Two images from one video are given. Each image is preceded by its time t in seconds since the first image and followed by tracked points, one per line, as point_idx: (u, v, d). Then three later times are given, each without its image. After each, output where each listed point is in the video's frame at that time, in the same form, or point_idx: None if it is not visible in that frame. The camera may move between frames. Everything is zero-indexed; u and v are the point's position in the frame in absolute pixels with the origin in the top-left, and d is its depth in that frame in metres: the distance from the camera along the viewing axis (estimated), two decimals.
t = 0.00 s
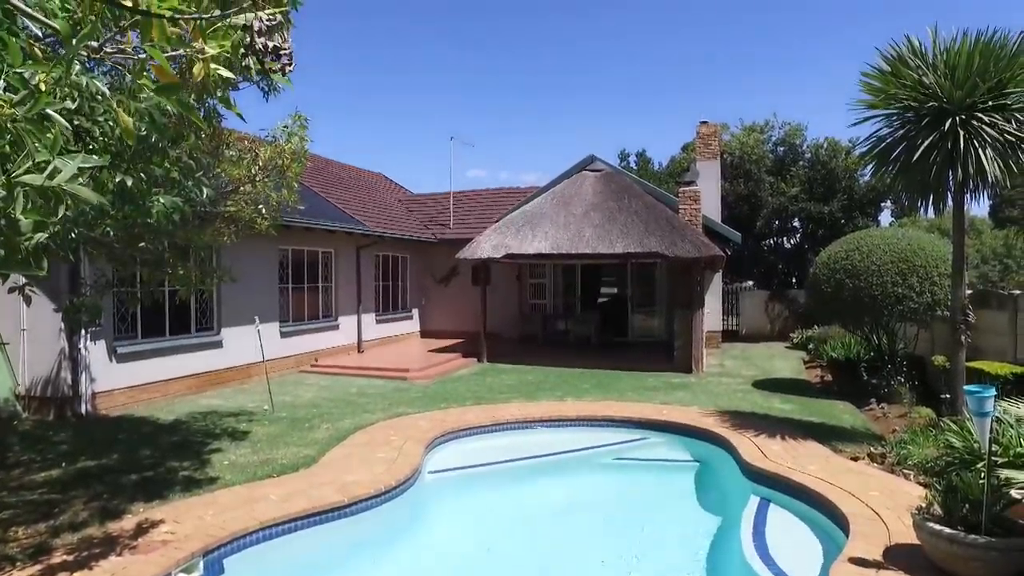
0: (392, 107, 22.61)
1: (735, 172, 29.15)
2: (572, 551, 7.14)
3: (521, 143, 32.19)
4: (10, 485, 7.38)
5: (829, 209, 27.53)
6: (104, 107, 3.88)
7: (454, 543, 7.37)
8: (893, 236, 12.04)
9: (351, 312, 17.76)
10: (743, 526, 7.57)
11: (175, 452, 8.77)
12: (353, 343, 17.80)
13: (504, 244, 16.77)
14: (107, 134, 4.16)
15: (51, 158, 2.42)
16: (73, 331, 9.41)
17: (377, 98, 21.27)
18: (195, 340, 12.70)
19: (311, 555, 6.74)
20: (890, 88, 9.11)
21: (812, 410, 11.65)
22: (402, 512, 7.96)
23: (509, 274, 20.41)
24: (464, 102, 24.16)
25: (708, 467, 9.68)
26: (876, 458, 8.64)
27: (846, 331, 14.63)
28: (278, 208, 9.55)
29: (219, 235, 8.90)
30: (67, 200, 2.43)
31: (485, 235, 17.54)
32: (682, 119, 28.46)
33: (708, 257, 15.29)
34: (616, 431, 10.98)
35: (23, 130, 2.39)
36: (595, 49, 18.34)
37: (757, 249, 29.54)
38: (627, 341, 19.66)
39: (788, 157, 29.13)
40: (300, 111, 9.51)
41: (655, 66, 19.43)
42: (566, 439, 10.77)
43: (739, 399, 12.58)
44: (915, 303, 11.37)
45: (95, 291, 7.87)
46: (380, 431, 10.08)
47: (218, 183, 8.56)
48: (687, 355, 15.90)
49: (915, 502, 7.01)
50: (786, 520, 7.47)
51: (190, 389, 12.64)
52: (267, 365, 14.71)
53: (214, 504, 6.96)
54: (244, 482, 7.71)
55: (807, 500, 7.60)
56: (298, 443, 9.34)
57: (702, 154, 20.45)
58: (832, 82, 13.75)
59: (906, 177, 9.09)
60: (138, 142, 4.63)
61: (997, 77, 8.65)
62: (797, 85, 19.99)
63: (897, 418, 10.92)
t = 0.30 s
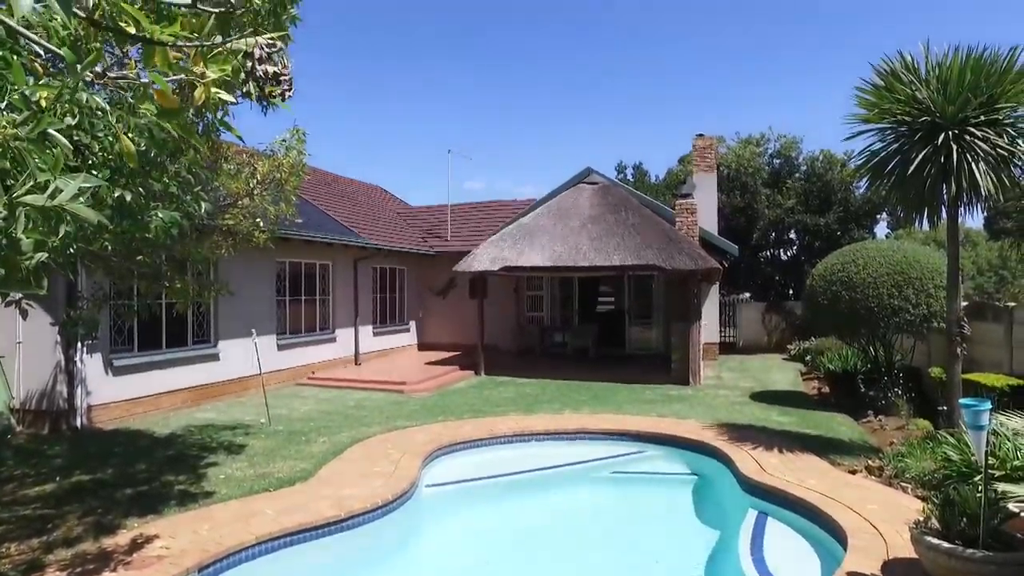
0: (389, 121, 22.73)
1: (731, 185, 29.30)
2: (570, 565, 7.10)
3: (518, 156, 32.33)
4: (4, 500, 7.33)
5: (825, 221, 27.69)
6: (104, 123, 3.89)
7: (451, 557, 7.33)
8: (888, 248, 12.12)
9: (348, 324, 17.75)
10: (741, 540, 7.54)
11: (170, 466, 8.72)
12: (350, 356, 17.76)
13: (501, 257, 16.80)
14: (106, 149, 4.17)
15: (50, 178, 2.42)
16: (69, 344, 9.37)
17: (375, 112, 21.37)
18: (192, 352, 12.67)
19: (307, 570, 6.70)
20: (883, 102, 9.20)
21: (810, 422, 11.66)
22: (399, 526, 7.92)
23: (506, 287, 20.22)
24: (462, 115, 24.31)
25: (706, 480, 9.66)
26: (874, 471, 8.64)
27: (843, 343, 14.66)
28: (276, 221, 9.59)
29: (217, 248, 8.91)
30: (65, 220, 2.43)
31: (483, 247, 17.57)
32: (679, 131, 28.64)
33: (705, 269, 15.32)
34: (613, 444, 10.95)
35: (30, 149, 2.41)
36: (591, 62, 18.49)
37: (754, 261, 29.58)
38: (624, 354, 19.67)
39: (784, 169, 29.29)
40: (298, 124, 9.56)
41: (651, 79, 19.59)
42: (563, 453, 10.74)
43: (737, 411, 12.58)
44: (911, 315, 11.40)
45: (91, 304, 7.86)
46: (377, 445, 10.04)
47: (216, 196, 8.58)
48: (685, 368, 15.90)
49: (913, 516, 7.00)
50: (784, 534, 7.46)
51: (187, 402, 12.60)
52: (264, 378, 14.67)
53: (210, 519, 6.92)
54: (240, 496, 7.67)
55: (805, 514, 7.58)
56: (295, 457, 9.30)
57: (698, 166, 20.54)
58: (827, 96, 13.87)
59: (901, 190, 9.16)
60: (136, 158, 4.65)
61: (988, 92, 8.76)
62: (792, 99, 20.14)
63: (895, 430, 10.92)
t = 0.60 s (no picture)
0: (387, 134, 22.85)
1: (727, 198, 29.49)
2: None
3: (515, 169, 32.47)
4: None
5: (822, 233, 27.82)
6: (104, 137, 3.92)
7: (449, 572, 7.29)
8: (885, 260, 12.21)
9: (345, 336, 17.74)
10: (739, 554, 7.52)
11: (166, 480, 8.68)
12: (347, 368, 17.73)
13: (498, 269, 16.83)
14: (105, 165, 4.17)
15: (52, 197, 2.43)
16: (65, 357, 9.34)
17: (373, 125, 21.48)
18: (188, 364, 12.64)
19: None
20: (877, 116, 9.28)
21: (807, 435, 11.66)
22: (396, 541, 7.87)
23: (504, 299, 20.32)
24: (459, 128, 24.46)
25: (704, 492, 9.64)
26: (871, 484, 8.63)
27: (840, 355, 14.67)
28: (274, 233, 9.64)
29: (214, 261, 8.93)
30: (67, 237, 2.44)
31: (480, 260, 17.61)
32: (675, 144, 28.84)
33: (702, 281, 15.36)
34: (611, 457, 10.93)
35: (31, 166, 2.44)
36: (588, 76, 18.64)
37: (751, 272, 29.64)
38: (622, 366, 19.66)
39: (780, 182, 29.42)
40: (296, 138, 9.62)
41: (647, 92, 19.74)
42: (560, 466, 10.71)
43: (735, 424, 12.57)
44: (908, 327, 11.44)
45: (88, 318, 7.85)
46: (374, 458, 10.01)
47: (215, 209, 8.63)
48: (682, 380, 15.91)
49: (911, 529, 6.99)
50: (782, 547, 7.44)
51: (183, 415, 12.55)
52: (261, 390, 14.63)
53: (205, 533, 6.89)
54: (236, 510, 7.64)
55: (804, 527, 7.56)
56: (291, 470, 9.26)
57: (695, 179, 20.63)
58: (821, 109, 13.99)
59: (896, 203, 9.22)
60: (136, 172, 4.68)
61: (980, 107, 8.85)
62: (787, 113, 20.29)
63: (892, 442, 10.92)
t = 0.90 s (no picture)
0: (385, 146, 22.93)
1: (723, 210, 29.67)
2: None
3: (512, 180, 32.57)
4: None
5: (817, 244, 27.89)
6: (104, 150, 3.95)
7: None
8: (881, 272, 12.27)
9: (342, 348, 17.72)
10: (737, 567, 7.50)
11: (160, 493, 8.62)
12: (343, 380, 17.69)
13: (495, 281, 16.85)
14: (104, 180, 4.17)
15: (48, 211, 2.44)
16: (60, 369, 9.31)
17: (371, 137, 21.57)
18: (184, 377, 12.60)
19: None
20: (871, 129, 9.35)
21: (804, 446, 11.64)
22: (393, 554, 7.83)
23: (502, 311, 20.37)
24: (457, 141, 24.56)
25: (701, 505, 9.60)
26: (869, 496, 8.61)
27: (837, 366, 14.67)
28: (271, 245, 9.68)
29: (211, 273, 8.94)
30: (67, 253, 2.44)
31: (477, 272, 17.62)
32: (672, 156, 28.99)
33: (698, 293, 15.39)
34: (608, 470, 10.89)
35: (29, 182, 2.47)
36: (585, 89, 18.77)
37: (747, 283, 29.74)
38: (618, 377, 19.67)
39: (776, 194, 29.54)
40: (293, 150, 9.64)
41: (643, 105, 19.87)
42: (557, 478, 10.68)
43: (732, 436, 12.55)
44: (903, 338, 11.46)
45: (84, 330, 7.83)
46: (370, 471, 9.97)
47: (212, 221, 8.62)
48: (679, 392, 15.91)
49: (909, 542, 6.97)
50: (780, 560, 7.41)
51: (178, 427, 12.49)
52: (257, 403, 14.58)
53: (199, 547, 6.84)
54: (230, 524, 7.59)
55: (802, 541, 7.53)
56: (286, 484, 9.21)
57: (691, 191, 20.70)
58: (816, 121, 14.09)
59: (890, 216, 9.29)
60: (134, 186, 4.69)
61: (972, 120, 8.92)
62: (782, 126, 20.42)
63: (889, 454, 10.90)
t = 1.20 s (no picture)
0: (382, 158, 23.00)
1: (720, 221, 29.77)
2: None
3: (509, 192, 32.65)
4: None
5: (814, 255, 27.93)
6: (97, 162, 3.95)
7: None
8: (878, 283, 12.31)
9: (338, 359, 17.68)
10: None
11: (154, 505, 8.56)
12: (339, 391, 17.63)
13: (492, 292, 16.87)
14: (100, 190, 4.17)
15: (45, 225, 2.44)
16: (54, 380, 9.25)
17: (368, 149, 21.63)
18: (179, 388, 12.54)
19: None
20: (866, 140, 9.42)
21: (801, 457, 11.62)
22: (388, 566, 7.77)
23: (499, 322, 20.37)
24: (454, 153, 24.65)
25: (699, 516, 9.57)
26: (866, 508, 8.59)
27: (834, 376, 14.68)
28: (267, 256, 9.71)
29: (208, 284, 8.94)
30: (64, 267, 2.44)
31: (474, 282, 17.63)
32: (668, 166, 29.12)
33: (695, 304, 15.41)
34: (605, 481, 10.85)
35: (26, 195, 2.48)
36: (581, 100, 18.88)
37: (743, 294, 29.78)
38: (615, 388, 19.64)
39: (772, 205, 29.64)
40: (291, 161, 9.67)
41: (639, 117, 20.00)
42: (554, 490, 10.63)
43: (729, 447, 12.53)
44: (900, 349, 11.48)
45: (79, 341, 7.81)
46: (366, 482, 9.92)
47: (208, 231, 8.60)
48: (676, 403, 15.89)
49: (907, 553, 6.96)
50: (777, 572, 7.40)
51: (173, 439, 12.43)
52: (253, 414, 14.52)
53: (193, 559, 6.80)
54: (225, 536, 7.54)
55: (799, 552, 7.52)
56: (282, 496, 9.15)
57: (687, 202, 20.77)
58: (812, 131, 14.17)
59: (885, 227, 9.33)
60: (130, 198, 4.67)
61: (966, 132, 8.99)
62: (778, 138, 20.51)
63: (887, 465, 10.88)
